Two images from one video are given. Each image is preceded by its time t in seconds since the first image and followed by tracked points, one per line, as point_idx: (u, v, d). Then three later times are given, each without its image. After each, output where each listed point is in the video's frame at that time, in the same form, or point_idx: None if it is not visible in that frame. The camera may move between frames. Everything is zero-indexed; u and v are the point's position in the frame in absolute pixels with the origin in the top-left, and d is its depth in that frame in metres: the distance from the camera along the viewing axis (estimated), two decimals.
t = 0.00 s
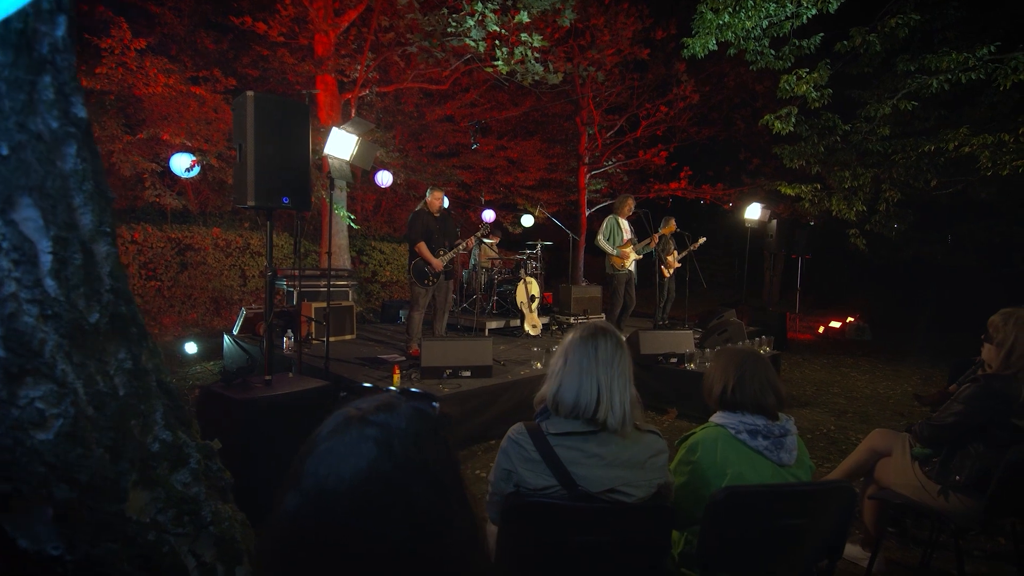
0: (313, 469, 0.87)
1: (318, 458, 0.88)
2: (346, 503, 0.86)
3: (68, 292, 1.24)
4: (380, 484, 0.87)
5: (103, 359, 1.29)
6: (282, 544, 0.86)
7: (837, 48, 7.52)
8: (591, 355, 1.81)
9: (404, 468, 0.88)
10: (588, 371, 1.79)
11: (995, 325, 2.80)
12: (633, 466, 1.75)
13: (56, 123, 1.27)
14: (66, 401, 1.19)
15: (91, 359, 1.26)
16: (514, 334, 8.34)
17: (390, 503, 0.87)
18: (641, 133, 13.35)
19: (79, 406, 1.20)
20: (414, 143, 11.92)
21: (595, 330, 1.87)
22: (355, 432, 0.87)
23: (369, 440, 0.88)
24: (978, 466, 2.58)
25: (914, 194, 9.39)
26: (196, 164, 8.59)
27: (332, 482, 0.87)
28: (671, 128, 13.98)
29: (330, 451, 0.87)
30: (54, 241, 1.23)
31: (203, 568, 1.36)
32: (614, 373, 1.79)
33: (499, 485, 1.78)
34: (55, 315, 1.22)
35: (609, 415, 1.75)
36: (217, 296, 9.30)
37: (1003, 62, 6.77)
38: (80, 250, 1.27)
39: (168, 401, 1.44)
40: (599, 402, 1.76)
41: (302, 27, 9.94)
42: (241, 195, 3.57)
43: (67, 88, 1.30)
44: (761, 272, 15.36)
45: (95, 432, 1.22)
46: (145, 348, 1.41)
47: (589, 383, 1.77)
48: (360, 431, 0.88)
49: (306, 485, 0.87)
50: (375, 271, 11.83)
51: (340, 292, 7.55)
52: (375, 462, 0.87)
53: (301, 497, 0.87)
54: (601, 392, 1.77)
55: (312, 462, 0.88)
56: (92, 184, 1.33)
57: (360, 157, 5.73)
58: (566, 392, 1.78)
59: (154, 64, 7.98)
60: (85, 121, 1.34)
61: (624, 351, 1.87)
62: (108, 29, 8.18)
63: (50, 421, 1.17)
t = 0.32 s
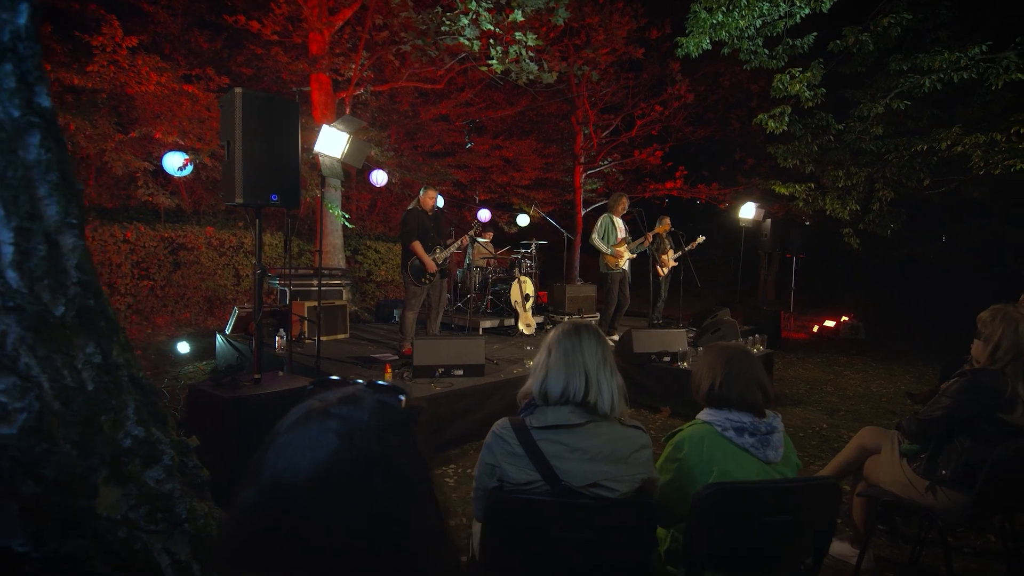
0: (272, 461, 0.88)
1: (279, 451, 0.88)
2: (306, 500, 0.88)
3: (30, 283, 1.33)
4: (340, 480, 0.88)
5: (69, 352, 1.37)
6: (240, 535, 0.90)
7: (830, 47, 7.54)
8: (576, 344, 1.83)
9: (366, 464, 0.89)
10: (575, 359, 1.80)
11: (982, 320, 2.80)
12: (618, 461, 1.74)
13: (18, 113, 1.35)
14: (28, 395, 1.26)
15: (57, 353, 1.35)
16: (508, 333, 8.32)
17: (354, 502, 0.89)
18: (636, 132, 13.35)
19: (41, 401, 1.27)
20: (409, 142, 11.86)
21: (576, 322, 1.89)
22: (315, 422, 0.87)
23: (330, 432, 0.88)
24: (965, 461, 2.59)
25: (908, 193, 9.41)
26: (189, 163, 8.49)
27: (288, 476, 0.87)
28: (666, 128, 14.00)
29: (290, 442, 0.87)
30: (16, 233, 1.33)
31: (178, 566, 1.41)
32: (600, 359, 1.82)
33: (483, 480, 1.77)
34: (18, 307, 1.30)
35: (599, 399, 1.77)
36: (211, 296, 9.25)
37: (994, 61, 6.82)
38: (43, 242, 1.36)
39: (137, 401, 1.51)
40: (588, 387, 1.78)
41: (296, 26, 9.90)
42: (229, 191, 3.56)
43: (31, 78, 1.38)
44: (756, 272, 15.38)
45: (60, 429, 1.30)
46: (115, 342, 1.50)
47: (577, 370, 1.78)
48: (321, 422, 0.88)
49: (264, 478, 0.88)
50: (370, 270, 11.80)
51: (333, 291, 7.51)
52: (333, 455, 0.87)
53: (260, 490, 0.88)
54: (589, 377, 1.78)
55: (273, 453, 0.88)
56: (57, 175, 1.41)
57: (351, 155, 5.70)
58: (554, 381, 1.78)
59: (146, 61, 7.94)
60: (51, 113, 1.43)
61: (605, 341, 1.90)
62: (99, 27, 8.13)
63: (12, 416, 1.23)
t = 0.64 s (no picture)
0: (227, 460, 1.04)
1: (237, 446, 1.05)
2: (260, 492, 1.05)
3: None
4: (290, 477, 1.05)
5: (31, 351, 1.33)
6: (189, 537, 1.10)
7: (822, 47, 7.56)
8: (558, 343, 1.83)
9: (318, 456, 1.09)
10: (556, 358, 1.81)
11: (968, 319, 2.79)
12: (600, 459, 1.73)
13: None
14: None
15: (19, 353, 1.31)
16: (502, 333, 8.31)
17: (302, 483, 1.07)
18: (631, 132, 13.36)
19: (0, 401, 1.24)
20: (403, 142, 11.80)
21: (558, 321, 1.89)
22: (272, 426, 1.05)
23: (285, 431, 1.06)
24: (951, 459, 2.59)
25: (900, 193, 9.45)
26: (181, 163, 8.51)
27: (243, 473, 1.04)
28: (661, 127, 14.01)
29: (249, 441, 1.04)
30: None
31: (148, 567, 1.38)
32: (581, 358, 1.82)
33: (465, 478, 1.76)
34: None
35: (581, 397, 1.78)
36: (203, 296, 9.20)
37: (985, 62, 6.85)
38: None
39: (108, 400, 1.47)
40: (571, 387, 1.78)
41: (288, 25, 9.85)
42: (215, 190, 3.54)
43: None
44: (750, 272, 15.42)
45: (21, 428, 1.26)
46: (81, 340, 1.46)
47: (558, 370, 1.79)
48: (278, 422, 1.06)
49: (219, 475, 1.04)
50: (364, 270, 11.76)
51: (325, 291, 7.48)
52: (289, 453, 1.05)
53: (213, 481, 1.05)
54: (571, 377, 1.79)
55: (225, 454, 1.05)
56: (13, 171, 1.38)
57: (341, 154, 5.68)
58: (536, 380, 1.78)
59: (136, 60, 7.86)
60: (9, 106, 1.39)
61: (585, 339, 1.91)
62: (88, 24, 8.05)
63: None
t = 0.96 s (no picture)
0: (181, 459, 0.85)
1: (190, 445, 0.86)
2: (212, 498, 0.83)
3: None
4: (247, 476, 0.83)
5: None
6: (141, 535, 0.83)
7: (813, 47, 7.58)
8: (539, 344, 1.82)
9: (277, 458, 0.86)
10: (537, 360, 1.79)
11: (950, 319, 2.79)
12: (581, 459, 1.72)
13: None
14: None
15: None
16: (494, 333, 8.30)
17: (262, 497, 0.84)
18: (624, 132, 13.39)
19: None
20: (397, 141, 11.77)
21: (539, 320, 1.88)
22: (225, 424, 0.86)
23: (241, 431, 0.86)
24: (934, 458, 2.60)
25: (891, 193, 9.50)
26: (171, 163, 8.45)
27: (197, 474, 0.84)
28: (654, 127, 14.04)
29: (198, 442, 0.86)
30: None
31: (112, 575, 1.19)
32: (563, 359, 1.81)
33: (445, 478, 1.76)
34: None
35: (562, 400, 1.77)
36: (194, 296, 9.13)
37: (974, 63, 6.90)
38: None
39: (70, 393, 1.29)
40: (552, 389, 1.77)
41: (280, 24, 9.79)
42: (202, 190, 3.53)
43: None
44: (743, 272, 15.47)
45: None
46: (45, 341, 1.71)
47: (540, 372, 1.78)
48: (233, 422, 0.87)
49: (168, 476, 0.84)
50: (357, 270, 11.71)
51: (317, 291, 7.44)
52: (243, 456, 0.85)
53: (163, 488, 0.84)
54: (552, 379, 1.78)
55: (181, 454, 0.86)
56: None
57: (330, 153, 5.65)
58: (516, 382, 1.77)
59: (126, 58, 7.78)
60: None
61: (567, 339, 1.90)
62: (78, 22, 7.99)
63: None
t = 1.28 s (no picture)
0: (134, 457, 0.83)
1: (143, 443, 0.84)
2: (168, 496, 0.82)
3: None
4: (206, 474, 0.83)
5: None
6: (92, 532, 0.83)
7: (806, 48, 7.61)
8: (520, 345, 1.81)
9: (235, 458, 0.86)
10: (518, 361, 1.78)
11: (940, 317, 2.79)
12: (562, 459, 1.72)
13: None
14: None
15: None
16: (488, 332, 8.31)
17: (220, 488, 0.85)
18: (620, 132, 13.40)
19: None
20: (392, 141, 11.73)
21: (521, 320, 1.87)
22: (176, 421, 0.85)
23: (198, 430, 0.85)
24: (923, 457, 2.60)
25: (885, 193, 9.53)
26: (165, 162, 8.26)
27: (153, 474, 0.82)
28: (650, 128, 14.06)
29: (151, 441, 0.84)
30: None
31: None
32: (543, 361, 1.80)
33: (428, 479, 1.76)
34: None
35: (542, 402, 1.75)
36: (188, 296, 9.08)
37: (966, 64, 6.92)
38: None
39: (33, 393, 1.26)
40: (533, 391, 1.75)
41: (275, 23, 9.71)
42: (190, 189, 3.52)
43: None
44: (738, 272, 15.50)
45: None
46: (15, 341, 1.65)
47: (520, 373, 1.76)
48: (189, 421, 0.86)
49: (117, 477, 0.82)
50: (353, 271, 11.67)
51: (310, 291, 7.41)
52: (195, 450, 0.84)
53: (116, 488, 0.83)
54: (533, 380, 1.76)
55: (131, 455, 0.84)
56: None
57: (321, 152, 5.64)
58: (497, 383, 1.76)
59: (119, 57, 7.73)
60: None
61: (550, 340, 1.89)
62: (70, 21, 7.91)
63: None
